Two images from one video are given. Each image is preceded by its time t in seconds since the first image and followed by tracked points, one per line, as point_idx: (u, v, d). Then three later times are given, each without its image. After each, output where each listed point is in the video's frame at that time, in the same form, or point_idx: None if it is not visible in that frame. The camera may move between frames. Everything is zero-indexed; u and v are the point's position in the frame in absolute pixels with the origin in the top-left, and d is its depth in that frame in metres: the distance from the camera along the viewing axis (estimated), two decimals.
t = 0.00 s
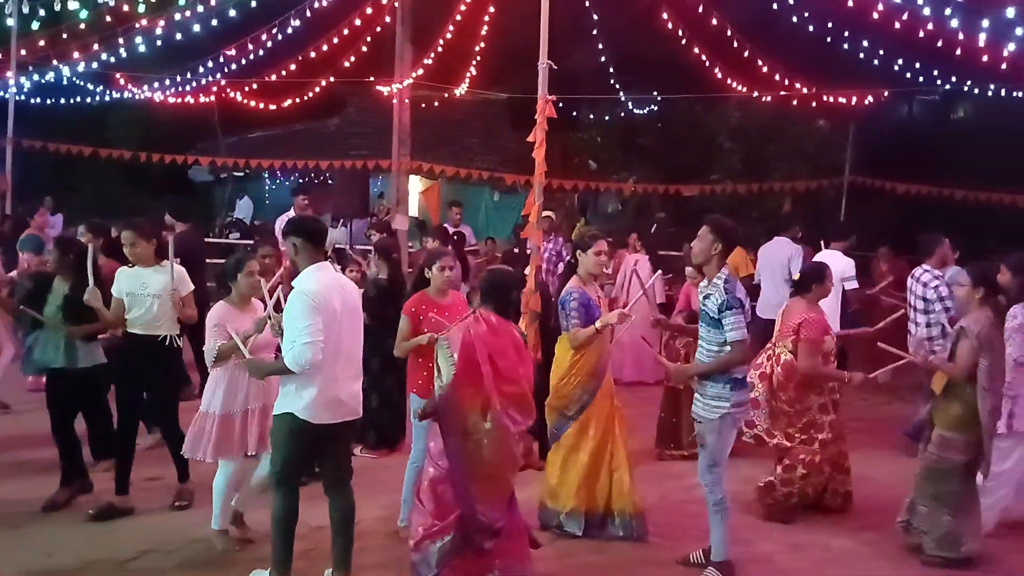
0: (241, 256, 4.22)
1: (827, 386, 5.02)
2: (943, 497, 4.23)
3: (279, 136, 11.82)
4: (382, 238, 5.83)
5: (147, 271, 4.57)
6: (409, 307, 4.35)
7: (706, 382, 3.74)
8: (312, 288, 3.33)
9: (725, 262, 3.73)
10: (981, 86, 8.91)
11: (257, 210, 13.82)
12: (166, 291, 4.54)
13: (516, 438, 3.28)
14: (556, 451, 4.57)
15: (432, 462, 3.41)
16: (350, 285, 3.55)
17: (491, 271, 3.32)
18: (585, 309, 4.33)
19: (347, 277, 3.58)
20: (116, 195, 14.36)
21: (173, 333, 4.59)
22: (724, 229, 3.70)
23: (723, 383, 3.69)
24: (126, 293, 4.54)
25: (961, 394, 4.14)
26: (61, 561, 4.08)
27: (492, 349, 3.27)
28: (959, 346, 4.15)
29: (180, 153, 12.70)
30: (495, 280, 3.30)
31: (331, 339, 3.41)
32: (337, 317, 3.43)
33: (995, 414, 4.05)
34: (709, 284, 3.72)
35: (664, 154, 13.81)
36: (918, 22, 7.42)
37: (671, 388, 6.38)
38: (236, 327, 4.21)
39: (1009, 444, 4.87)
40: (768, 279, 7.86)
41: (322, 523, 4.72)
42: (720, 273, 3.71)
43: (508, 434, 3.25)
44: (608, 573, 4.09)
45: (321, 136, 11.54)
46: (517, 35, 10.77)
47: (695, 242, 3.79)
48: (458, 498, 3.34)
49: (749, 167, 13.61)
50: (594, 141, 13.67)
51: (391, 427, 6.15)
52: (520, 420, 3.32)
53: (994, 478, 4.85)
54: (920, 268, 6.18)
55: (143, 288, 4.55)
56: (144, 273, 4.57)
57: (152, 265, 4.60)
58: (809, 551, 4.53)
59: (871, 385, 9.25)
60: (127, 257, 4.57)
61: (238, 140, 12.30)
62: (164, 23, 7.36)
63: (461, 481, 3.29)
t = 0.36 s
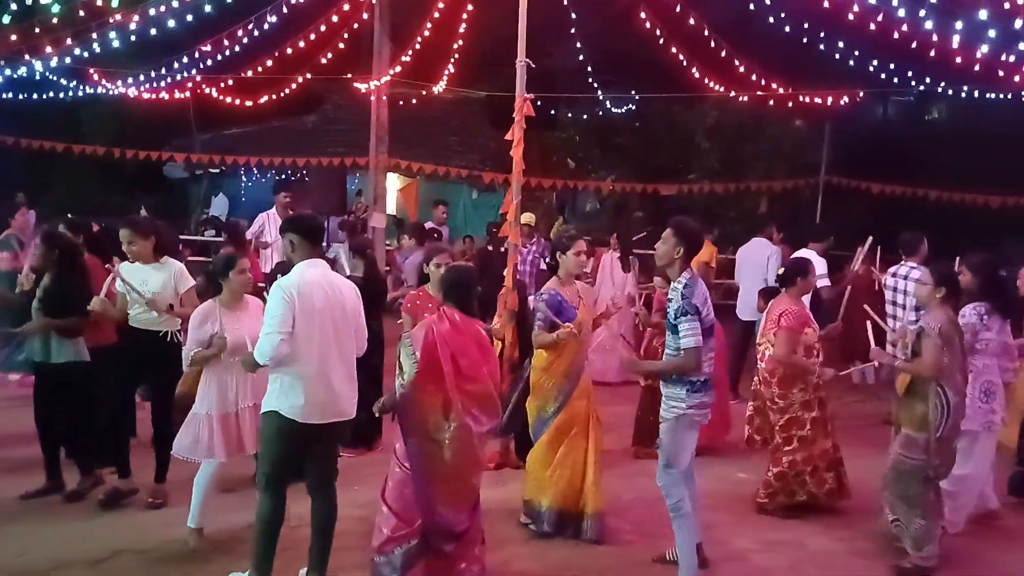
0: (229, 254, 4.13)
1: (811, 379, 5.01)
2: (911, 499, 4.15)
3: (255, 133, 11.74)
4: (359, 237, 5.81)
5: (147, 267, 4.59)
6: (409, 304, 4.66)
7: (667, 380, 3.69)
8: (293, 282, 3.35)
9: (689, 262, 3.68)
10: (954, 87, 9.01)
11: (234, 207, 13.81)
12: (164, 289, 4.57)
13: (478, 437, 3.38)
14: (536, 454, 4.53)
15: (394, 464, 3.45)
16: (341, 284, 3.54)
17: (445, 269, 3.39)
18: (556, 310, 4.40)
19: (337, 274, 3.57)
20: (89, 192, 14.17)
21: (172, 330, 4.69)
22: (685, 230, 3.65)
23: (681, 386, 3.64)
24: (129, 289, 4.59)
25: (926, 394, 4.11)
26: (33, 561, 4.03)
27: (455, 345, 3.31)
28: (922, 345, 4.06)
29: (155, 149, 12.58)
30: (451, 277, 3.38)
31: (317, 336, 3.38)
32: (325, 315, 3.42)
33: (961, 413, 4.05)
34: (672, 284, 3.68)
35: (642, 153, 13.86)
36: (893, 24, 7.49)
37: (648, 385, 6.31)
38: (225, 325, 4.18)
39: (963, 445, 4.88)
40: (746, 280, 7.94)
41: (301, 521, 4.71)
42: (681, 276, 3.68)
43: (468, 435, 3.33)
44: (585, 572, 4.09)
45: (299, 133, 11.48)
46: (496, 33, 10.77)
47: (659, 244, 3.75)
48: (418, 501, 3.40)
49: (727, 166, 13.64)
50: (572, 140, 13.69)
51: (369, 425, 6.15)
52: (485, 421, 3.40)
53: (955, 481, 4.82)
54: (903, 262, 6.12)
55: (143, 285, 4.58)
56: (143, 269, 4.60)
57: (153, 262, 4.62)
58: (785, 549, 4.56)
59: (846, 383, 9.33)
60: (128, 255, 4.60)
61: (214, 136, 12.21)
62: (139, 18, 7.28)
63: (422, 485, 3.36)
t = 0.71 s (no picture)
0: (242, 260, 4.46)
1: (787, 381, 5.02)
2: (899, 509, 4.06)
3: (235, 132, 11.72)
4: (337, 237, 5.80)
5: (133, 268, 4.55)
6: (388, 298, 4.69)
7: (643, 393, 3.73)
8: (262, 285, 3.36)
9: (659, 268, 3.66)
10: (931, 86, 9.09)
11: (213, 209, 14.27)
12: (151, 290, 4.52)
13: (493, 446, 3.31)
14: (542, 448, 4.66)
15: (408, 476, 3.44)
16: (323, 286, 3.45)
17: (456, 272, 3.40)
18: (552, 308, 4.52)
19: (322, 275, 3.48)
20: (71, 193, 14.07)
21: (159, 332, 4.59)
22: (657, 231, 3.64)
23: (653, 396, 3.67)
24: (113, 289, 4.56)
25: (910, 403, 3.97)
26: (9, 566, 3.99)
27: (461, 351, 3.31)
28: (912, 358, 3.92)
29: (134, 149, 12.53)
30: (462, 280, 3.39)
31: (286, 340, 3.36)
32: (295, 316, 3.38)
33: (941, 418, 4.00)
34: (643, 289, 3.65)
35: (623, 152, 13.92)
36: (870, 23, 7.55)
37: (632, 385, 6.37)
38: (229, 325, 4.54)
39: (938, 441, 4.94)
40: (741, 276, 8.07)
41: (284, 522, 4.69)
42: (652, 279, 3.67)
43: (480, 441, 3.26)
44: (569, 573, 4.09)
45: (279, 132, 11.44)
46: (477, 33, 10.78)
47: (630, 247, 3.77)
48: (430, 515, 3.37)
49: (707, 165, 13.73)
50: (554, 139, 13.72)
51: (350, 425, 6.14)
52: (498, 428, 3.33)
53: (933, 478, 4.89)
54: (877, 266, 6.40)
55: (129, 286, 4.54)
56: (130, 271, 4.56)
57: (140, 262, 4.57)
58: (768, 549, 4.56)
59: (825, 380, 9.41)
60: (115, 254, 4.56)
61: (193, 136, 12.15)
62: (116, 17, 7.25)
63: (431, 495, 3.34)
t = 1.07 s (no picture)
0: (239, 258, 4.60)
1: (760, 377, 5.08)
2: (873, 513, 4.13)
3: (212, 131, 11.66)
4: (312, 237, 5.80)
5: (106, 271, 4.47)
6: (348, 297, 4.77)
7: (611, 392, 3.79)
8: (217, 284, 3.37)
9: (625, 266, 3.69)
10: (905, 86, 9.18)
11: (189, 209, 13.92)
12: (126, 292, 4.46)
13: (483, 448, 3.31)
14: (533, 444, 4.80)
15: (395, 481, 3.39)
16: (282, 285, 3.41)
17: (453, 273, 3.40)
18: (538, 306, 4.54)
19: (281, 276, 3.45)
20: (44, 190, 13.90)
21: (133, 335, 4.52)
22: (629, 230, 3.68)
23: (626, 395, 3.67)
24: (85, 292, 4.46)
25: (877, 405, 4.02)
26: None
27: (449, 352, 3.33)
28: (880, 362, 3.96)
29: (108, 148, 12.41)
30: (460, 282, 3.39)
31: (240, 339, 3.35)
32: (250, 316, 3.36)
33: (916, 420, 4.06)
34: (607, 286, 3.73)
35: (602, 151, 13.95)
36: (844, 24, 7.62)
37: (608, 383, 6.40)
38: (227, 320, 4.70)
39: (923, 438, 5.01)
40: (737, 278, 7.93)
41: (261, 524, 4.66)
42: (620, 275, 3.72)
43: (469, 441, 3.27)
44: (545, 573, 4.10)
45: (256, 131, 11.39)
46: (455, 31, 10.78)
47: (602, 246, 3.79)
48: (421, 517, 3.34)
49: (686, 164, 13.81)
50: (532, 138, 13.73)
51: (327, 425, 6.12)
52: (488, 429, 3.33)
53: (913, 475, 4.97)
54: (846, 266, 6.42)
55: (102, 288, 4.46)
56: (102, 273, 4.47)
57: (115, 265, 4.49)
58: (743, 547, 4.60)
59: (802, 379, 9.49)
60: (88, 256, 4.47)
61: (168, 134, 12.06)
62: (89, 15, 7.18)
63: (423, 495, 3.30)
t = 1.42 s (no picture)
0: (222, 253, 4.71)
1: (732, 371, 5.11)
2: (817, 504, 4.21)
3: (194, 130, 11.61)
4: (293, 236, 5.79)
5: (79, 274, 4.39)
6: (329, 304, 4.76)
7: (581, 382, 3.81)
8: (164, 286, 3.32)
9: (604, 262, 3.71)
10: (886, 87, 9.24)
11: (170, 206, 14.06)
12: (100, 297, 4.37)
13: (443, 443, 3.37)
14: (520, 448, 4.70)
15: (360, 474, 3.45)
16: (230, 286, 3.38)
17: (410, 274, 3.39)
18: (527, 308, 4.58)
19: (229, 277, 3.41)
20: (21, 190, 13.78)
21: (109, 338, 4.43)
22: (606, 227, 3.69)
23: (591, 384, 3.72)
24: (57, 294, 4.36)
25: (833, 402, 4.08)
26: None
27: (404, 350, 3.36)
28: (827, 362, 4.06)
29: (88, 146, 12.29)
30: (413, 282, 3.39)
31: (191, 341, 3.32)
32: (201, 320, 3.32)
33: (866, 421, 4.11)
34: (586, 282, 3.73)
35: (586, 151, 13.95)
36: (827, 25, 7.65)
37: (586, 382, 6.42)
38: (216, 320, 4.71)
39: (912, 436, 5.02)
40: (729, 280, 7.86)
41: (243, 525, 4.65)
42: (600, 271, 3.73)
43: (428, 436, 3.32)
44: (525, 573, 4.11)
45: (238, 129, 11.35)
46: (439, 30, 10.77)
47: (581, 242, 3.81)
48: (384, 508, 3.39)
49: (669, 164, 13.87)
50: (517, 137, 13.74)
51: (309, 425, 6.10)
52: (445, 425, 3.38)
53: (906, 469, 5.01)
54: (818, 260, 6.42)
55: (76, 292, 4.36)
56: (76, 276, 4.38)
57: (88, 267, 4.43)
58: (723, 544, 4.62)
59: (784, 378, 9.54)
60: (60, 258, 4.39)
61: (149, 133, 11.99)
62: (69, 13, 7.14)
63: (387, 488, 3.35)
